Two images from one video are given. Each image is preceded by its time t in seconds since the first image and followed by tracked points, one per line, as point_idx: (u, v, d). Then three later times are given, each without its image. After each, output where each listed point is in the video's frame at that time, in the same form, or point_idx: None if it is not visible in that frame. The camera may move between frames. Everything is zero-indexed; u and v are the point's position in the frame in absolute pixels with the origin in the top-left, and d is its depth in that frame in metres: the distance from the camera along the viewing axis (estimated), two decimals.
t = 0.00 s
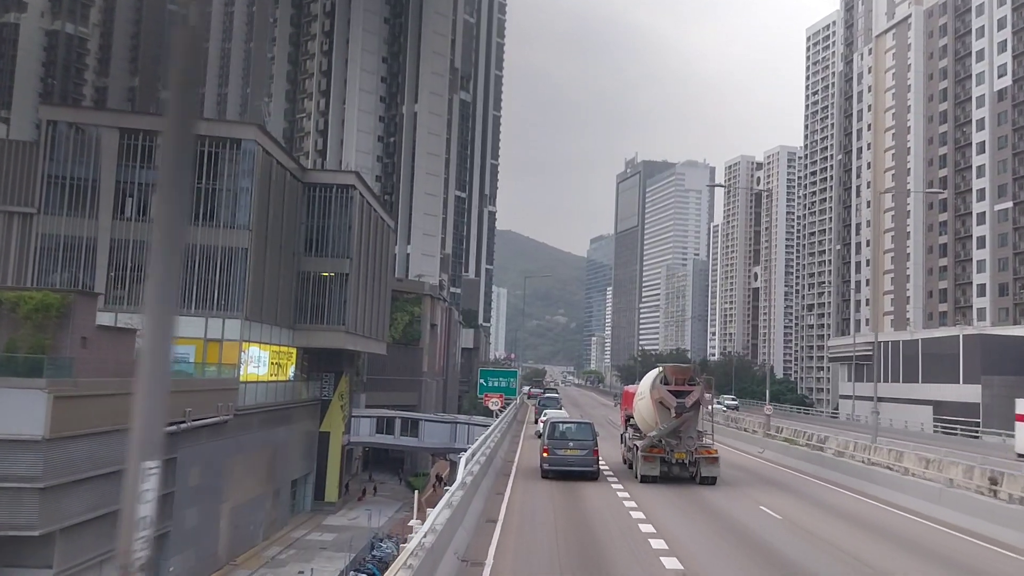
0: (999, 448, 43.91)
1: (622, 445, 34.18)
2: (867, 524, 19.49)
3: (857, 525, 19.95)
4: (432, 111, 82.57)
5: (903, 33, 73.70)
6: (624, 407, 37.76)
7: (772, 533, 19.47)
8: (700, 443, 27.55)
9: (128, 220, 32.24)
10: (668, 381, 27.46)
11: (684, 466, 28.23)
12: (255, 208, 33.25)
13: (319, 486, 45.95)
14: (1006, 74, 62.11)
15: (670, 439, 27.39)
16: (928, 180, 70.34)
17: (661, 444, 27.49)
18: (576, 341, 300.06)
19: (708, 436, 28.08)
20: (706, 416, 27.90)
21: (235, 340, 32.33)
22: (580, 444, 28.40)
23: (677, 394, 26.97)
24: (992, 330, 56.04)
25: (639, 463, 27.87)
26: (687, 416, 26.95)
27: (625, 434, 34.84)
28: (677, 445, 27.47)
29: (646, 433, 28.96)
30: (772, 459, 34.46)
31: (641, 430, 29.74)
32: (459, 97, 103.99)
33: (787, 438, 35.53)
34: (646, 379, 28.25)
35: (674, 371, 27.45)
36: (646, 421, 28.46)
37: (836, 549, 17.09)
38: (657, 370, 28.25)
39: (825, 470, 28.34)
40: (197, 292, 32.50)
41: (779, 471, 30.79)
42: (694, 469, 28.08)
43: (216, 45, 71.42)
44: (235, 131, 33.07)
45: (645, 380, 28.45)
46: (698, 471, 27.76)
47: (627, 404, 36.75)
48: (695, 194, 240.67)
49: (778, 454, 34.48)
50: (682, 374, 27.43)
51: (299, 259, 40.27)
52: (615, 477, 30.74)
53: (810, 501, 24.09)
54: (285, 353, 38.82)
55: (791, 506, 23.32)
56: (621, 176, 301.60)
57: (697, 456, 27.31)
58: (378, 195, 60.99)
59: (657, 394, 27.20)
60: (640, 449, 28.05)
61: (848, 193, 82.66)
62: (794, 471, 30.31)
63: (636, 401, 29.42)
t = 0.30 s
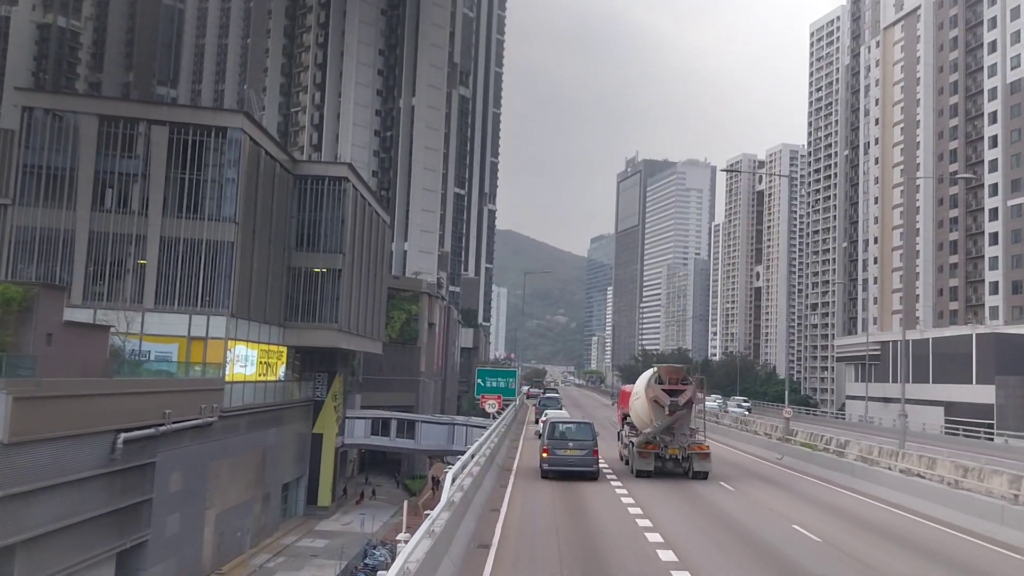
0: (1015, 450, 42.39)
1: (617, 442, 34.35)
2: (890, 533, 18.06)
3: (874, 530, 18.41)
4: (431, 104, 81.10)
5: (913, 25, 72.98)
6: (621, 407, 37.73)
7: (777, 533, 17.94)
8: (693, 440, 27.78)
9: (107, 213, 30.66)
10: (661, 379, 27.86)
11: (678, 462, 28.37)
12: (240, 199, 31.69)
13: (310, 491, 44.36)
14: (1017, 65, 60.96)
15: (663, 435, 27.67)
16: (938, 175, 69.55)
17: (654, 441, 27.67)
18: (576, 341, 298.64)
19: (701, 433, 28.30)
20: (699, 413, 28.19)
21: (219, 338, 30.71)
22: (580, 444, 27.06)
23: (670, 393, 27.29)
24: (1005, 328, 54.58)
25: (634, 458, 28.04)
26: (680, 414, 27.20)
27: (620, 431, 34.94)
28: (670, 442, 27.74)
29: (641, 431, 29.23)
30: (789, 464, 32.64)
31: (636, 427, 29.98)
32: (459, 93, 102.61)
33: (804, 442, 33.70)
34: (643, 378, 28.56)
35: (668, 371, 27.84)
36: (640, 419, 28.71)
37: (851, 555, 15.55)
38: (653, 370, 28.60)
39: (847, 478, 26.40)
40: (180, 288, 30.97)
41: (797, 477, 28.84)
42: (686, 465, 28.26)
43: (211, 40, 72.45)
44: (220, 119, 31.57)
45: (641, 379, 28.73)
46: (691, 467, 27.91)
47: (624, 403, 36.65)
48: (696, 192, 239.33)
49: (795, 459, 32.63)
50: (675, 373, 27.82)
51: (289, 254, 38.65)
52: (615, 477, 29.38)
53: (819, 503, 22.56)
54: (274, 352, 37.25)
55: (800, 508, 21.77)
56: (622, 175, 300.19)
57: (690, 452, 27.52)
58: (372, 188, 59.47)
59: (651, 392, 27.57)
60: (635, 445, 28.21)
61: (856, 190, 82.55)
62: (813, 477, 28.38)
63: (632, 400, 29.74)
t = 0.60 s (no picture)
0: None
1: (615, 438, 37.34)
2: (924, 549, 16.73)
3: (911, 548, 16.82)
4: (428, 97, 79.31)
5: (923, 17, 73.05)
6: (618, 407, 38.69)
7: (803, 553, 16.27)
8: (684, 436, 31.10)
9: (82, 202, 28.83)
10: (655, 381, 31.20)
11: (671, 456, 31.66)
12: (224, 189, 30.11)
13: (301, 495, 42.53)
14: None
15: (657, 432, 31.01)
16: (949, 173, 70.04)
17: (649, 437, 31.00)
18: (576, 340, 296.62)
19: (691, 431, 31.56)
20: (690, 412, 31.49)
21: (203, 336, 29.12)
22: (580, 444, 27.35)
23: (663, 393, 30.52)
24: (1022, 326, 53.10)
25: (631, 453, 31.41)
26: (672, 412, 30.50)
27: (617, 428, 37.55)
28: (663, 438, 31.10)
29: (636, 428, 32.64)
30: (814, 474, 30.71)
31: (632, 425, 33.28)
32: (458, 88, 101.19)
33: (827, 448, 31.83)
34: (638, 379, 31.89)
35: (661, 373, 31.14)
36: (636, 416, 32.12)
37: None
38: (648, 372, 31.93)
39: (887, 492, 24.06)
40: (161, 283, 29.34)
41: (824, 488, 26.83)
42: (679, 459, 31.58)
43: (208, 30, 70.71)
44: (203, 104, 29.96)
45: (637, 380, 32.02)
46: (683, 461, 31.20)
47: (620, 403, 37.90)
48: (697, 191, 237.87)
49: (820, 468, 30.74)
50: (668, 376, 31.14)
51: (278, 248, 36.98)
52: (617, 478, 29.28)
53: (854, 519, 20.79)
54: (263, 350, 35.73)
55: (828, 523, 20.03)
56: (622, 174, 298.35)
57: (682, 447, 30.86)
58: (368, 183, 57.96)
59: (646, 392, 30.91)
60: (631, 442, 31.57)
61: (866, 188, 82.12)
62: (842, 489, 26.33)
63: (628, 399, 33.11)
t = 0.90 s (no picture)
0: None
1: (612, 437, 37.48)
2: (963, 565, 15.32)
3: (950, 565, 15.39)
4: (426, 90, 77.71)
5: (932, 9, 73.00)
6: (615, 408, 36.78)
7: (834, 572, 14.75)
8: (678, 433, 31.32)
9: (56, 191, 27.31)
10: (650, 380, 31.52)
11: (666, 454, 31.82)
12: (208, 178, 28.65)
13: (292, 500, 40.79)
14: None
15: (652, 429, 31.26)
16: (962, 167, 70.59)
17: (644, 434, 31.25)
18: (576, 340, 294.77)
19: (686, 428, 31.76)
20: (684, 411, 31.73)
21: (185, 333, 27.67)
22: (580, 444, 25.86)
23: (658, 392, 30.80)
24: None
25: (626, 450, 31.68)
26: (666, 410, 30.75)
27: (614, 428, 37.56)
28: (657, 435, 31.32)
29: (631, 426, 32.92)
30: (833, 481, 29.18)
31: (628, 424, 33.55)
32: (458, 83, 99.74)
33: (846, 452, 30.38)
34: (633, 379, 32.24)
35: (655, 373, 31.48)
36: (631, 415, 32.43)
37: None
38: (643, 372, 32.26)
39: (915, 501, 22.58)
40: (141, 277, 27.85)
41: (851, 499, 25.00)
42: (673, 456, 31.76)
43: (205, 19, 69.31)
44: (186, 89, 28.56)
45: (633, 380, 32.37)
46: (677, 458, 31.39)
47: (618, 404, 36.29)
48: (698, 190, 236.61)
49: (838, 473, 29.30)
50: (662, 375, 31.49)
51: (267, 243, 35.48)
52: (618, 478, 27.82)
53: (881, 529, 19.40)
54: (251, 349, 34.25)
55: (856, 537, 18.46)
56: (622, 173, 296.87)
57: (676, 444, 31.08)
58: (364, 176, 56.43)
59: (641, 390, 31.20)
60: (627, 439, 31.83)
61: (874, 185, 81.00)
62: (873, 499, 24.39)
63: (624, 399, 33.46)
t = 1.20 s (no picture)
0: None
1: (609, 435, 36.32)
2: None
3: None
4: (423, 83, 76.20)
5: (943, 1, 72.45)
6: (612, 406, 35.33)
7: None
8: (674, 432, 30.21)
9: (28, 179, 25.73)
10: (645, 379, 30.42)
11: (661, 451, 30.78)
12: (190, 167, 27.12)
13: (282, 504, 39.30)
14: None
15: (647, 428, 30.19)
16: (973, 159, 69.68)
17: (640, 432, 30.20)
18: (576, 340, 293.04)
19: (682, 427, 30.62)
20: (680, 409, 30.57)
21: (166, 328, 26.20)
22: (580, 443, 24.36)
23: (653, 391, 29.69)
24: None
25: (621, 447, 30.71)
26: (660, 409, 29.66)
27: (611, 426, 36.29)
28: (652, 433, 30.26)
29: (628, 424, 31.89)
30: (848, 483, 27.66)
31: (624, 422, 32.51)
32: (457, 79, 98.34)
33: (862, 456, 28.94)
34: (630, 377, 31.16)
35: (650, 372, 30.35)
36: (627, 414, 31.39)
37: None
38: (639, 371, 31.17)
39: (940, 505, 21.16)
40: (119, 270, 26.32)
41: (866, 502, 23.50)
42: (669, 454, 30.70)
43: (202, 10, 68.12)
44: (167, 73, 27.02)
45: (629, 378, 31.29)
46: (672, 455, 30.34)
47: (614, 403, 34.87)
48: (699, 189, 235.24)
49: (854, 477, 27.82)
50: (657, 374, 30.37)
51: (255, 236, 33.93)
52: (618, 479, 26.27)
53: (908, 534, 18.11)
54: (238, 347, 32.77)
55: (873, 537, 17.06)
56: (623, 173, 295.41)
57: (671, 443, 30.01)
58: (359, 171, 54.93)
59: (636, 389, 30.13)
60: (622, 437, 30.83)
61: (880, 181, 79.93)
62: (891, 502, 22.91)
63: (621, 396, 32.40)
